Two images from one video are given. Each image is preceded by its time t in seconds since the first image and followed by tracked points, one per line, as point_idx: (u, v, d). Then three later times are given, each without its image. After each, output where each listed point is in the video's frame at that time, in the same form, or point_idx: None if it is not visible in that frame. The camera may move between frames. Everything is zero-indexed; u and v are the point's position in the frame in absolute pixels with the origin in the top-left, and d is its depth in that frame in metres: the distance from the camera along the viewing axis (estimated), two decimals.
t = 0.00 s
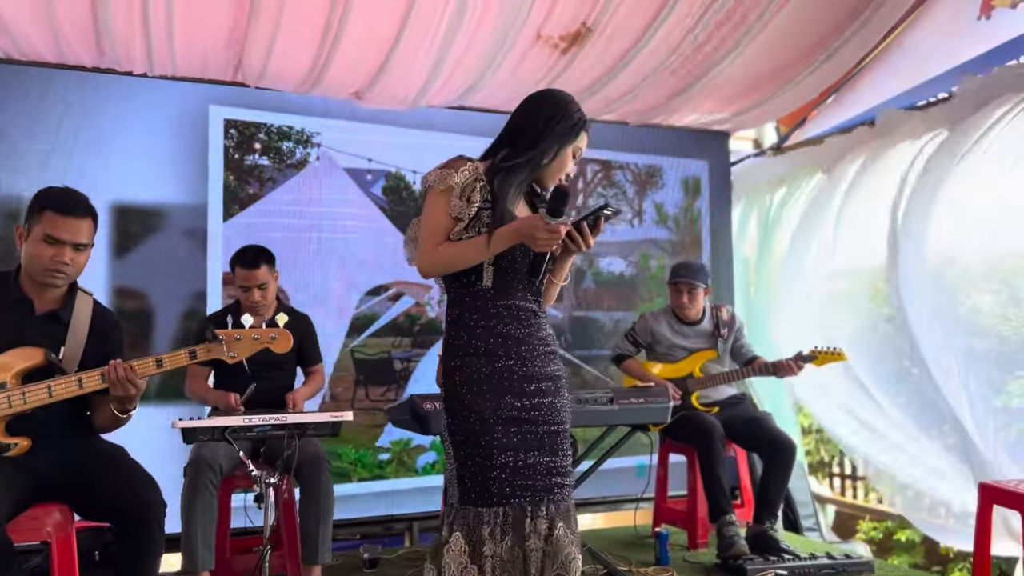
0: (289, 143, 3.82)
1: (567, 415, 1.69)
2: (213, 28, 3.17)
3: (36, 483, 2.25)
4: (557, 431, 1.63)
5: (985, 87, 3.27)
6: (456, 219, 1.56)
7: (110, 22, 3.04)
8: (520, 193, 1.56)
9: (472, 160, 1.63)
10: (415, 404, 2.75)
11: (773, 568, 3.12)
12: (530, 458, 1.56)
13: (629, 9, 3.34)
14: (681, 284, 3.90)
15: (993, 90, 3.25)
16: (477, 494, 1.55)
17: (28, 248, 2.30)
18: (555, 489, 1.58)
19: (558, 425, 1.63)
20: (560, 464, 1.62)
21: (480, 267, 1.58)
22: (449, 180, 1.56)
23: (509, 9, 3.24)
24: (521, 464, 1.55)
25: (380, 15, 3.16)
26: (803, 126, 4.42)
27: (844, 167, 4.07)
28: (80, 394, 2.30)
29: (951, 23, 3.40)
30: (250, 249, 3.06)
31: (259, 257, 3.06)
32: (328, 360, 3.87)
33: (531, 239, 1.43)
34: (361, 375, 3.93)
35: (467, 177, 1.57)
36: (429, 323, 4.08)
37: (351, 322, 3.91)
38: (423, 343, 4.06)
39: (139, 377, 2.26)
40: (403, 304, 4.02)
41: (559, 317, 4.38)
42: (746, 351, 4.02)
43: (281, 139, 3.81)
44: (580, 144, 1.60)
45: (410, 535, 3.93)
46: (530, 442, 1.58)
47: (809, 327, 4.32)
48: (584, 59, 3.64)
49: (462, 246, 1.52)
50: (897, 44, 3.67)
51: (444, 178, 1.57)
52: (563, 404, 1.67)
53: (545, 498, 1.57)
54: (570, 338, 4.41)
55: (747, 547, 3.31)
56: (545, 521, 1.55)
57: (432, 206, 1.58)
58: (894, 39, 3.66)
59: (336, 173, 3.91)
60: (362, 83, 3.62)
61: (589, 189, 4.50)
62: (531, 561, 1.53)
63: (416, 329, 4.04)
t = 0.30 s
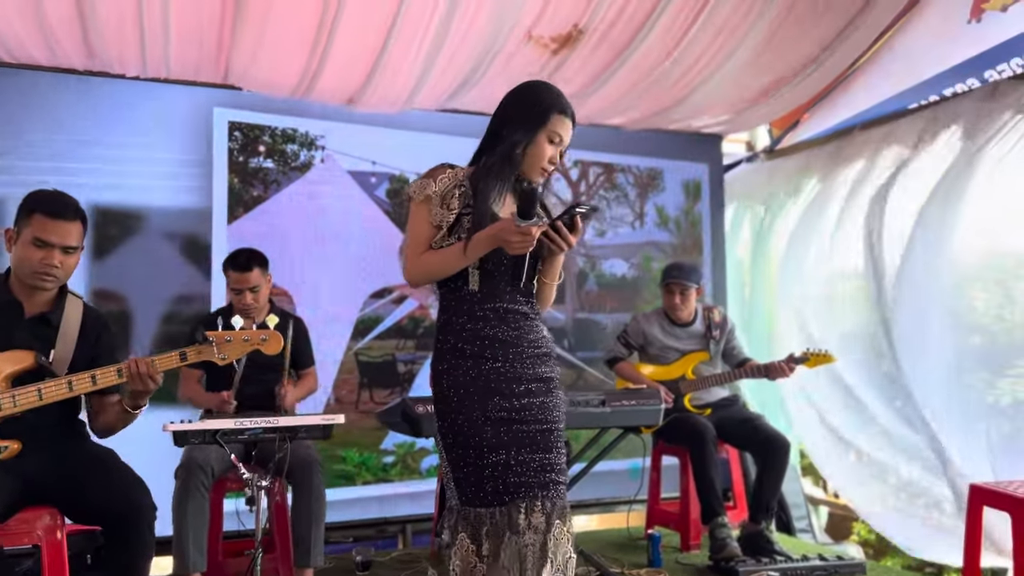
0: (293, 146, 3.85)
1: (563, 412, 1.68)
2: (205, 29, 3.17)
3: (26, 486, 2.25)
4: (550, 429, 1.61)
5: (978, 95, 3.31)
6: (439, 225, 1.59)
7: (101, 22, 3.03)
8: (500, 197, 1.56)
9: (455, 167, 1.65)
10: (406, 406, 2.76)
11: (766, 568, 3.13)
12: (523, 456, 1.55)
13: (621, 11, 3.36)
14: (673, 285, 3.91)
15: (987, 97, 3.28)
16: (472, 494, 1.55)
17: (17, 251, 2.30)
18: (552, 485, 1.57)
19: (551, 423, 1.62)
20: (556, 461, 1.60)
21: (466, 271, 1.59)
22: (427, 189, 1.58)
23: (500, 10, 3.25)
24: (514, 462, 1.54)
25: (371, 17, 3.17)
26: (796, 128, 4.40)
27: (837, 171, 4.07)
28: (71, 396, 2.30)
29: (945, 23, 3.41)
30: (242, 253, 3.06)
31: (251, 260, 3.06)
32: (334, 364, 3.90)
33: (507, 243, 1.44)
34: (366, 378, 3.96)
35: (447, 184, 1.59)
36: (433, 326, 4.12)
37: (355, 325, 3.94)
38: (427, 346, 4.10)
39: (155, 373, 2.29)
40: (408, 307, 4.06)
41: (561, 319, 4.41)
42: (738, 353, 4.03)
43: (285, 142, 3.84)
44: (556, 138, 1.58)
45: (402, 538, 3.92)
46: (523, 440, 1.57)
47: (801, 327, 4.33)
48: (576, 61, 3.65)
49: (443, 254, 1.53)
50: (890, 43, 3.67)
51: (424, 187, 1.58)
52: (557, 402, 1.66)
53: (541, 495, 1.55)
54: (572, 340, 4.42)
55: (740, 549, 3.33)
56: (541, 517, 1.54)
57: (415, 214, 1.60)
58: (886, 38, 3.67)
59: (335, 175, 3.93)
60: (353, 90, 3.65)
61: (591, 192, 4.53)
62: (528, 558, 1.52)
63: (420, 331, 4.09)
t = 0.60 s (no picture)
0: (305, 146, 3.87)
1: (568, 421, 1.67)
2: (203, 32, 3.18)
3: (25, 486, 2.24)
4: (553, 438, 1.61)
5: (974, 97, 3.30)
6: (441, 230, 1.60)
7: (99, 23, 3.04)
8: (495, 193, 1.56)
9: (457, 172, 1.67)
10: (404, 407, 2.76)
11: (763, 569, 3.13)
12: (522, 465, 1.55)
13: (617, 18, 3.38)
14: (671, 287, 3.91)
15: (981, 100, 3.29)
16: (468, 498, 1.57)
17: (13, 252, 2.30)
18: (547, 497, 1.57)
19: (555, 432, 1.61)
20: (555, 472, 1.60)
21: (469, 274, 1.60)
22: (425, 196, 1.60)
23: (497, 18, 3.27)
24: (513, 470, 1.54)
25: (368, 22, 3.18)
26: (793, 129, 4.38)
27: (835, 171, 4.08)
28: (68, 397, 2.30)
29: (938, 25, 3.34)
30: (239, 254, 3.07)
31: (248, 262, 3.06)
32: (344, 367, 3.91)
33: (499, 243, 1.44)
34: (377, 380, 3.97)
35: (446, 189, 1.61)
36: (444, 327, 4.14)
37: (366, 328, 3.95)
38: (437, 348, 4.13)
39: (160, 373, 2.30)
40: (419, 308, 4.08)
41: (570, 321, 4.43)
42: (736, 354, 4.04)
43: (296, 143, 3.85)
44: (536, 124, 1.58)
45: (400, 539, 3.92)
46: (523, 448, 1.56)
47: (797, 327, 4.34)
48: (574, 68, 3.66)
49: (442, 258, 1.54)
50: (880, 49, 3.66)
51: (423, 195, 1.60)
52: (563, 410, 1.65)
53: (535, 506, 1.56)
54: (581, 341, 4.44)
55: (736, 550, 3.33)
56: (533, 528, 1.54)
57: (417, 220, 1.62)
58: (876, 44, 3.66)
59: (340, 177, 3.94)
60: (351, 95, 3.66)
61: (599, 194, 4.55)
62: (514, 569, 1.52)
63: (430, 333, 4.11)
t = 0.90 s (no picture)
0: (317, 147, 3.90)
1: (587, 421, 1.67)
2: (205, 34, 3.19)
3: (27, 487, 2.25)
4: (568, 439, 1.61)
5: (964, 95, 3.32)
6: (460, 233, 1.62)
7: (103, 25, 3.04)
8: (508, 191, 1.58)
9: (476, 176, 1.69)
10: (406, 408, 2.77)
11: (763, 568, 3.14)
12: (536, 465, 1.56)
13: (618, 17, 3.39)
14: (670, 287, 3.92)
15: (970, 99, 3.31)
16: (481, 496, 1.58)
17: (15, 254, 2.30)
18: (561, 497, 1.58)
19: (571, 433, 1.61)
20: (571, 472, 1.60)
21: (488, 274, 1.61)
22: (443, 199, 1.63)
23: (497, 19, 3.29)
24: (526, 470, 1.55)
25: (370, 22, 3.19)
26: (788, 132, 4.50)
27: (828, 171, 4.10)
28: (71, 399, 2.30)
29: (936, 27, 3.50)
30: (239, 257, 3.07)
31: (248, 264, 3.06)
32: (353, 368, 3.92)
33: (512, 242, 1.46)
34: (388, 381, 3.98)
35: (463, 193, 1.64)
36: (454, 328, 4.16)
37: (378, 328, 3.98)
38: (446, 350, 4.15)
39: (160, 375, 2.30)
40: (429, 309, 4.11)
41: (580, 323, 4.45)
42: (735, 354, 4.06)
43: (308, 143, 3.88)
44: (539, 119, 1.60)
45: (399, 540, 3.92)
46: (537, 449, 1.57)
47: (795, 325, 4.36)
48: (574, 67, 3.67)
49: (460, 260, 1.56)
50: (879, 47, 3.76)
51: (441, 199, 1.63)
52: (581, 411, 1.64)
53: (548, 507, 1.57)
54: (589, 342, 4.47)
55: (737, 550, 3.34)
56: (544, 527, 1.56)
57: (437, 225, 1.65)
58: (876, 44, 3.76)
59: (341, 178, 3.94)
60: (350, 96, 3.68)
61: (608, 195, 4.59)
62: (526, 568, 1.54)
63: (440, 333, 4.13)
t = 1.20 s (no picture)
0: (326, 148, 3.91)
1: (601, 422, 1.66)
2: (198, 36, 3.18)
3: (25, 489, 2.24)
4: (581, 439, 1.60)
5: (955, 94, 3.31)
6: (474, 237, 1.64)
7: (100, 28, 3.05)
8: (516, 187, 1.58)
9: (490, 181, 1.71)
10: (404, 409, 2.76)
11: (760, 569, 3.13)
12: (548, 465, 1.56)
13: (614, 20, 3.39)
14: (667, 289, 3.94)
15: (958, 105, 3.29)
16: (494, 495, 1.59)
17: (11, 256, 2.28)
18: (573, 497, 1.58)
19: (584, 434, 1.61)
20: (584, 473, 1.60)
21: (501, 278, 1.62)
22: (456, 205, 1.65)
23: (493, 21, 3.28)
24: (538, 470, 1.55)
25: (365, 24, 3.18)
26: (786, 133, 4.49)
27: (827, 173, 4.08)
28: (68, 400, 2.30)
29: (930, 32, 3.48)
30: (235, 259, 3.06)
31: (244, 266, 3.05)
32: (357, 369, 3.92)
33: (518, 244, 1.47)
34: (394, 382, 3.97)
35: (477, 197, 1.66)
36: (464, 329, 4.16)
37: (388, 328, 3.99)
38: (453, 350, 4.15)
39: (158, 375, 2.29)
40: (439, 311, 4.10)
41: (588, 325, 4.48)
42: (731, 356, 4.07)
43: (318, 143, 3.89)
44: (542, 110, 1.61)
45: (396, 541, 3.91)
46: (549, 449, 1.57)
47: (793, 327, 4.36)
48: (571, 68, 3.66)
49: (474, 263, 1.57)
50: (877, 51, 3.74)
51: (455, 204, 1.65)
52: (595, 412, 1.64)
53: (560, 506, 1.56)
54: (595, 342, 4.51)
55: (733, 551, 3.34)
56: (556, 527, 1.55)
57: (453, 230, 1.67)
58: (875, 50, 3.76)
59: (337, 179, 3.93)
60: (349, 96, 3.67)
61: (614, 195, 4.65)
62: (539, 567, 1.54)
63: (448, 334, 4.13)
